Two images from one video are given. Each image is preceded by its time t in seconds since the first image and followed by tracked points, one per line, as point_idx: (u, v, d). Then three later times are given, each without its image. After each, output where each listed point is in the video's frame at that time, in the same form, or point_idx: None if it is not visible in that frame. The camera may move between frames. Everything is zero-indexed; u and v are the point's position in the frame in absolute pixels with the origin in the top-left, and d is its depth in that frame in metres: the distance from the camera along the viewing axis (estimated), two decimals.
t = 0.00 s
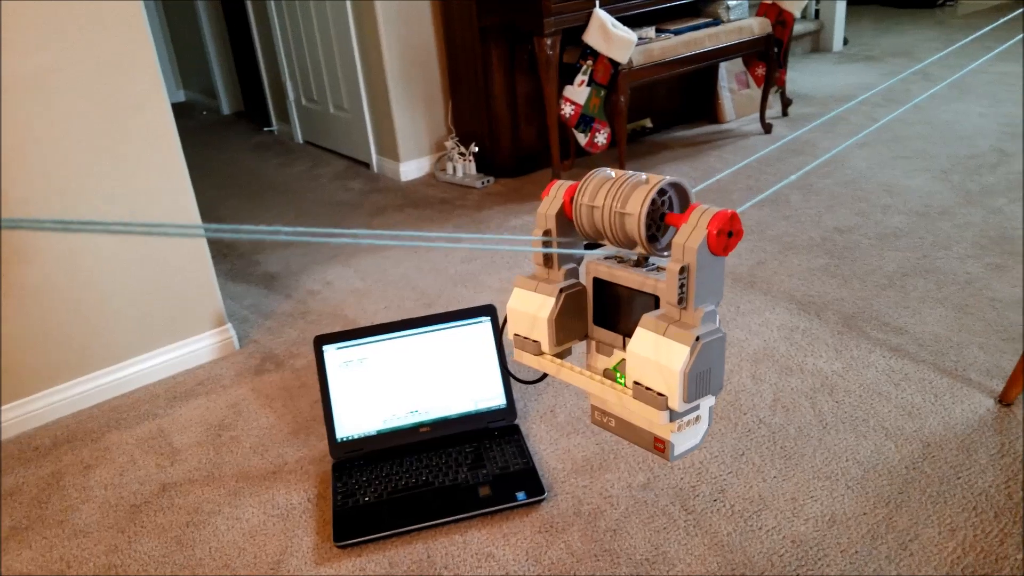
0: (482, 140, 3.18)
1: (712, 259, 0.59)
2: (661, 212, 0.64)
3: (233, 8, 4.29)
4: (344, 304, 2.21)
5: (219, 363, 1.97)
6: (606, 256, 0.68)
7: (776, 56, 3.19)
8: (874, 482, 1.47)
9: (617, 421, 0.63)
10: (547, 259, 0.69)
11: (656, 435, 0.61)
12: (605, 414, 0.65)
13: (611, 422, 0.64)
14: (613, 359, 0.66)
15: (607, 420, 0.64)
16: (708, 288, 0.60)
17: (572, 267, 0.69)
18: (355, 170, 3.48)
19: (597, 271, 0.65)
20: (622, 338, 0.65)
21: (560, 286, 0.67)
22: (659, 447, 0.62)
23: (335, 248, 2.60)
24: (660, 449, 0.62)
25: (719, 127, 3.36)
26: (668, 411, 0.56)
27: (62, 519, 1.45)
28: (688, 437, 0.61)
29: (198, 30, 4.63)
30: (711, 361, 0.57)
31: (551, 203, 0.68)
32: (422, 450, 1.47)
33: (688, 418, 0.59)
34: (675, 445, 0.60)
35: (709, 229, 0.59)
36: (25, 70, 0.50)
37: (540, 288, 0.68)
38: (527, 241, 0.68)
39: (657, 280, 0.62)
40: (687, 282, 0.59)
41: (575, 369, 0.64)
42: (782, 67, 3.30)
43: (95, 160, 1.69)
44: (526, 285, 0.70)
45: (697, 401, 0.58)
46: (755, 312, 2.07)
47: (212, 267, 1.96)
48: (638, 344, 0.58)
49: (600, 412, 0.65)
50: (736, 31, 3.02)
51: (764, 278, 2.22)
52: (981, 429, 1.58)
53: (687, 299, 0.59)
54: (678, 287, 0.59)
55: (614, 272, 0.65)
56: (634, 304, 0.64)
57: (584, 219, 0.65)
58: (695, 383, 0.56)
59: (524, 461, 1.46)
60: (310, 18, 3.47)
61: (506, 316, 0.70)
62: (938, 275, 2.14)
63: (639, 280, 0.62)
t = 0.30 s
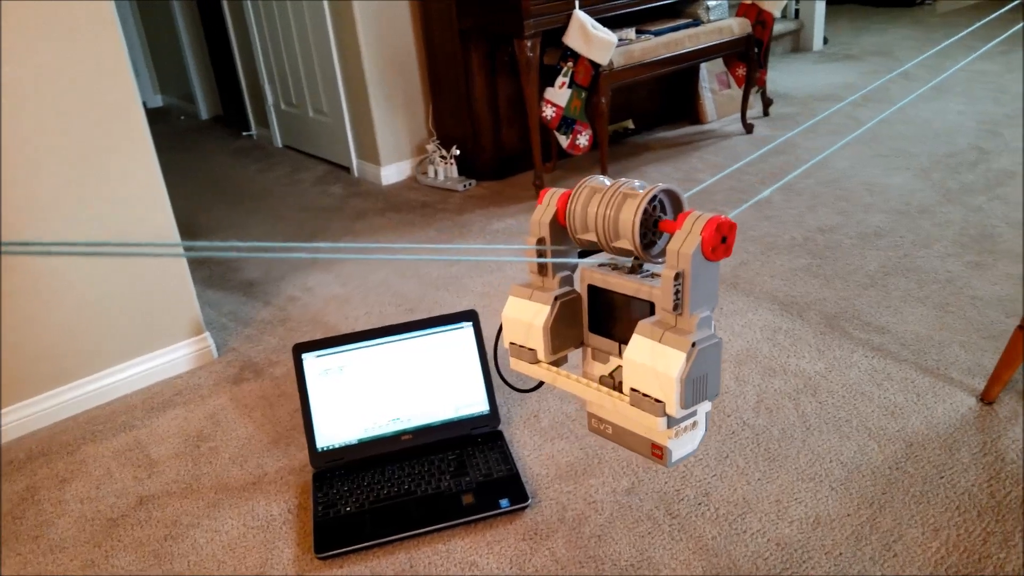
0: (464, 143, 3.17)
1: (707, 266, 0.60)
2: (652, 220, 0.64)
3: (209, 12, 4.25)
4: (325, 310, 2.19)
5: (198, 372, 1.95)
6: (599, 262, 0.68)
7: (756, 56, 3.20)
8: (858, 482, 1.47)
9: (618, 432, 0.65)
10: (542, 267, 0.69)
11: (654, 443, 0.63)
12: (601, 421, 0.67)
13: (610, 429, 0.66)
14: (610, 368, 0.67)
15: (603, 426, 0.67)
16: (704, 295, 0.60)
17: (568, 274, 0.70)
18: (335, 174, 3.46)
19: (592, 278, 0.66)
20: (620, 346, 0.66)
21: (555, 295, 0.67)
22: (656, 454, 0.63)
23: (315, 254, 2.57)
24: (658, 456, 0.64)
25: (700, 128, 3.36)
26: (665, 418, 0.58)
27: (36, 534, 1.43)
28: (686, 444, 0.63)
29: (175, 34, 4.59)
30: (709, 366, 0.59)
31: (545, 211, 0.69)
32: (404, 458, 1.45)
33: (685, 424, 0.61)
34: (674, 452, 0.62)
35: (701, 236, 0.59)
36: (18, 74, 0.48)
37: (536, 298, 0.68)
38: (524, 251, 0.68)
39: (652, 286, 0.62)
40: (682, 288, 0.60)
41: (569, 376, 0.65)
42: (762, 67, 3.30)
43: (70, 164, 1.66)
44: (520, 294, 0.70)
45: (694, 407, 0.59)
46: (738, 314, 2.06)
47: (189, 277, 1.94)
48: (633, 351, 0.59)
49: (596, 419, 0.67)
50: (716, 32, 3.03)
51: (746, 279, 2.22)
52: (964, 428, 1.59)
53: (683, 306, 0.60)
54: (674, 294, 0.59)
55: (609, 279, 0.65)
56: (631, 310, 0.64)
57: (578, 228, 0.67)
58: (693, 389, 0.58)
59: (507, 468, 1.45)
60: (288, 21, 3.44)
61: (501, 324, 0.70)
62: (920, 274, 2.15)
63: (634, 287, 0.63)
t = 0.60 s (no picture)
0: (448, 145, 3.16)
1: (705, 270, 0.56)
2: (648, 223, 0.60)
3: (189, 12, 4.22)
4: (307, 314, 2.17)
5: (178, 377, 1.93)
6: (597, 266, 0.63)
7: (739, 56, 3.20)
8: (842, 482, 1.47)
9: (616, 432, 0.60)
10: (537, 271, 0.64)
11: (652, 445, 0.58)
12: (599, 424, 0.61)
13: (608, 433, 0.61)
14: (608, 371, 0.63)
15: (601, 430, 0.61)
16: (703, 297, 0.56)
17: (565, 278, 0.64)
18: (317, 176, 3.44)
19: (588, 281, 0.61)
20: (618, 349, 0.61)
21: (552, 298, 0.62)
22: (655, 456, 0.59)
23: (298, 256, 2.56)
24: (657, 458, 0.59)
25: (684, 128, 3.36)
26: (665, 419, 0.55)
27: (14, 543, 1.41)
28: (686, 446, 0.58)
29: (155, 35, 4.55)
30: (707, 367, 0.55)
31: (540, 216, 0.62)
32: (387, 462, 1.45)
33: (684, 425, 0.57)
34: (672, 455, 0.57)
35: (698, 239, 0.55)
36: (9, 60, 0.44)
37: (533, 302, 0.63)
38: (519, 253, 0.63)
39: (650, 289, 0.57)
40: (680, 290, 0.55)
41: (569, 380, 0.61)
42: (745, 67, 3.31)
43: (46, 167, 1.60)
44: (518, 298, 0.65)
45: (694, 409, 0.56)
46: (722, 314, 2.06)
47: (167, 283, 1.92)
48: (630, 354, 0.55)
49: (594, 424, 0.61)
50: (699, 31, 3.03)
51: (730, 279, 2.22)
52: (948, 427, 1.59)
53: (681, 309, 0.55)
54: (671, 297, 0.55)
55: (606, 283, 0.60)
56: (628, 313, 0.59)
57: (573, 234, 0.61)
58: (692, 392, 0.54)
59: (491, 471, 1.44)
60: (268, 22, 3.42)
61: (498, 330, 0.66)
62: (904, 273, 2.16)
63: (631, 291, 0.58)
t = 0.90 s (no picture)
0: (432, 145, 3.15)
1: (699, 271, 0.55)
2: (642, 225, 0.59)
3: (170, 12, 4.18)
4: (291, 316, 2.16)
5: (161, 382, 1.91)
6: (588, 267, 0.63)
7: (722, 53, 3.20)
8: (828, 480, 1.47)
9: (609, 429, 0.59)
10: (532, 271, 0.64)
11: (644, 443, 0.57)
12: (592, 423, 0.61)
13: (601, 431, 0.60)
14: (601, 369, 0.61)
15: (594, 428, 0.61)
16: (696, 299, 0.56)
17: (558, 279, 0.64)
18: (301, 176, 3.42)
19: (582, 283, 0.61)
20: (612, 348, 0.60)
21: (546, 299, 0.62)
22: (647, 454, 0.57)
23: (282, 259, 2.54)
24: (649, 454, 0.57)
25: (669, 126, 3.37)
26: (660, 419, 0.54)
27: None
28: (678, 443, 0.57)
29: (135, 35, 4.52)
30: (701, 368, 0.55)
31: (535, 217, 0.63)
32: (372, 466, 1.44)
33: (677, 424, 0.56)
34: (664, 453, 0.56)
35: (693, 242, 0.55)
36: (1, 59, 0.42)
37: (527, 304, 0.62)
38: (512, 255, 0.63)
39: (644, 291, 0.57)
40: (674, 292, 0.55)
41: (564, 380, 0.60)
42: (729, 64, 3.32)
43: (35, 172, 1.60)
44: (512, 298, 0.64)
45: (687, 408, 0.55)
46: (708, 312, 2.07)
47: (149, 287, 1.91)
48: (625, 355, 0.54)
49: (586, 422, 0.61)
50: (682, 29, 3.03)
51: (714, 278, 2.22)
52: (932, 423, 1.60)
53: (675, 310, 0.55)
54: (665, 299, 0.55)
55: (600, 284, 0.59)
56: (620, 313, 0.59)
57: (568, 239, 0.61)
58: (686, 392, 0.54)
59: (477, 473, 1.44)
60: (250, 21, 3.39)
61: (493, 330, 0.65)
62: (888, 269, 2.17)
63: (626, 292, 0.58)
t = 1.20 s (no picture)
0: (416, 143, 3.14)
1: (700, 266, 0.55)
2: (643, 220, 0.59)
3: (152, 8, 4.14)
4: (275, 316, 2.15)
5: (142, 383, 1.89)
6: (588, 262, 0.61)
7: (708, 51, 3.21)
8: (813, 477, 1.48)
9: (611, 424, 0.57)
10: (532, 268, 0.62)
11: (647, 437, 0.56)
12: (593, 418, 0.59)
13: (604, 426, 0.58)
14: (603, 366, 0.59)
15: (596, 424, 0.59)
16: (698, 293, 0.55)
17: (559, 275, 0.62)
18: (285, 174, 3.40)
19: (583, 278, 0.59)
20: (614, 344, 0.58)
21: (547, 296, 0.60)
22: (650, 448, 0.56)
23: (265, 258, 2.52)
24: (652, 449, 0.56)
25: (655, 123, 3.37)
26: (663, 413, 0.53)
27: None
28: (680, 438, 0.56)
29: (116, 31, 4.47)
30: (704, 361, 0.54)
31: (535, 214, 0.62)
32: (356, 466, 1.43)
33: (679, 418, 0.55)
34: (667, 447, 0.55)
35: (694, 236, 0.54)
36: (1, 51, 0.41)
37: (528, 300, 0.61)
38: (511, 252, 0.62)
39: (645, 286, 0.56)
40: (676, 286, 0.54)
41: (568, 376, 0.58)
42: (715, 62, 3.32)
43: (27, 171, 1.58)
44: (513, 296, 0.63)
45: (690, 402, 0.54)
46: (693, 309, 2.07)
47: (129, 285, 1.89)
48: (627, 350, 0.53)
49: (588, 417, 0.59)
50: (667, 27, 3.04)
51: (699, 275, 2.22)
52: (917, 419, 1.61)
53: (678, 304, 0.54)
54: (667, 293, 0.54)
55: (601, 281, 0.58)
56: (621, 309, 0.58)
57: (570, 234, 0.61)
58: (689, 386, 0.53)
59: (462, 473, 1.43)
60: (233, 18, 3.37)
61: (493, 327, 0.63)
62: (872, 266, 2.17)
63: (626, 287, 0.57)
